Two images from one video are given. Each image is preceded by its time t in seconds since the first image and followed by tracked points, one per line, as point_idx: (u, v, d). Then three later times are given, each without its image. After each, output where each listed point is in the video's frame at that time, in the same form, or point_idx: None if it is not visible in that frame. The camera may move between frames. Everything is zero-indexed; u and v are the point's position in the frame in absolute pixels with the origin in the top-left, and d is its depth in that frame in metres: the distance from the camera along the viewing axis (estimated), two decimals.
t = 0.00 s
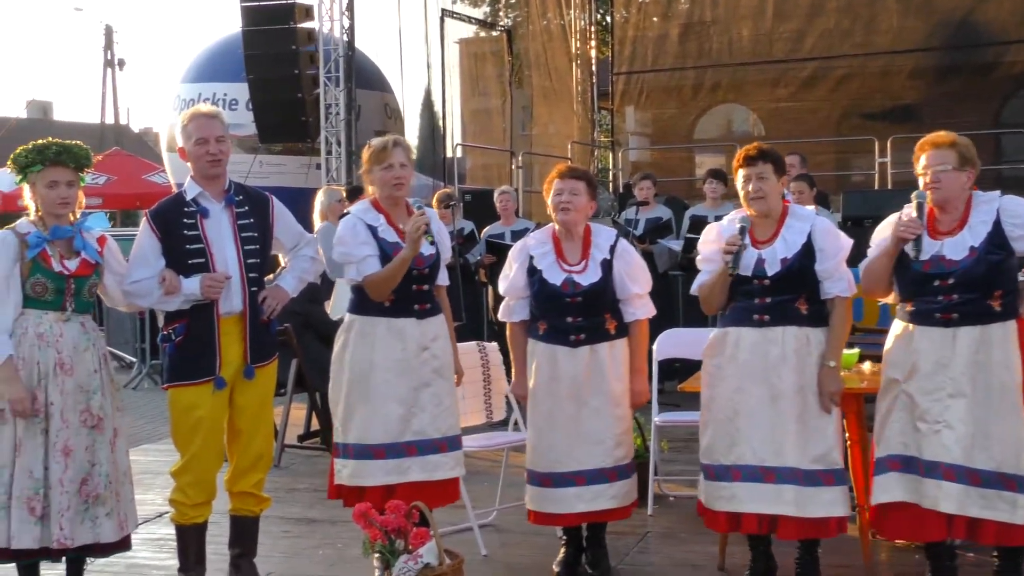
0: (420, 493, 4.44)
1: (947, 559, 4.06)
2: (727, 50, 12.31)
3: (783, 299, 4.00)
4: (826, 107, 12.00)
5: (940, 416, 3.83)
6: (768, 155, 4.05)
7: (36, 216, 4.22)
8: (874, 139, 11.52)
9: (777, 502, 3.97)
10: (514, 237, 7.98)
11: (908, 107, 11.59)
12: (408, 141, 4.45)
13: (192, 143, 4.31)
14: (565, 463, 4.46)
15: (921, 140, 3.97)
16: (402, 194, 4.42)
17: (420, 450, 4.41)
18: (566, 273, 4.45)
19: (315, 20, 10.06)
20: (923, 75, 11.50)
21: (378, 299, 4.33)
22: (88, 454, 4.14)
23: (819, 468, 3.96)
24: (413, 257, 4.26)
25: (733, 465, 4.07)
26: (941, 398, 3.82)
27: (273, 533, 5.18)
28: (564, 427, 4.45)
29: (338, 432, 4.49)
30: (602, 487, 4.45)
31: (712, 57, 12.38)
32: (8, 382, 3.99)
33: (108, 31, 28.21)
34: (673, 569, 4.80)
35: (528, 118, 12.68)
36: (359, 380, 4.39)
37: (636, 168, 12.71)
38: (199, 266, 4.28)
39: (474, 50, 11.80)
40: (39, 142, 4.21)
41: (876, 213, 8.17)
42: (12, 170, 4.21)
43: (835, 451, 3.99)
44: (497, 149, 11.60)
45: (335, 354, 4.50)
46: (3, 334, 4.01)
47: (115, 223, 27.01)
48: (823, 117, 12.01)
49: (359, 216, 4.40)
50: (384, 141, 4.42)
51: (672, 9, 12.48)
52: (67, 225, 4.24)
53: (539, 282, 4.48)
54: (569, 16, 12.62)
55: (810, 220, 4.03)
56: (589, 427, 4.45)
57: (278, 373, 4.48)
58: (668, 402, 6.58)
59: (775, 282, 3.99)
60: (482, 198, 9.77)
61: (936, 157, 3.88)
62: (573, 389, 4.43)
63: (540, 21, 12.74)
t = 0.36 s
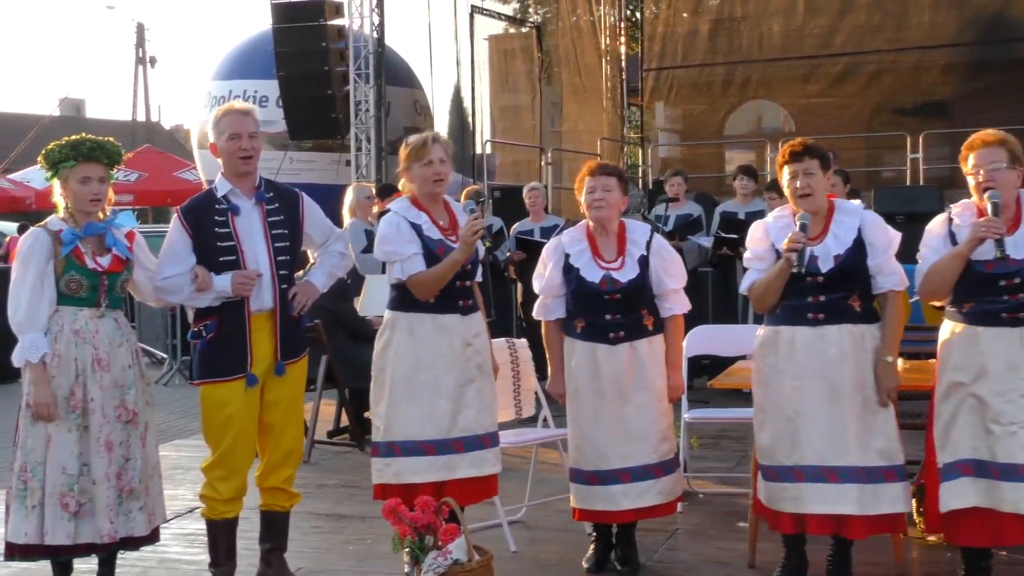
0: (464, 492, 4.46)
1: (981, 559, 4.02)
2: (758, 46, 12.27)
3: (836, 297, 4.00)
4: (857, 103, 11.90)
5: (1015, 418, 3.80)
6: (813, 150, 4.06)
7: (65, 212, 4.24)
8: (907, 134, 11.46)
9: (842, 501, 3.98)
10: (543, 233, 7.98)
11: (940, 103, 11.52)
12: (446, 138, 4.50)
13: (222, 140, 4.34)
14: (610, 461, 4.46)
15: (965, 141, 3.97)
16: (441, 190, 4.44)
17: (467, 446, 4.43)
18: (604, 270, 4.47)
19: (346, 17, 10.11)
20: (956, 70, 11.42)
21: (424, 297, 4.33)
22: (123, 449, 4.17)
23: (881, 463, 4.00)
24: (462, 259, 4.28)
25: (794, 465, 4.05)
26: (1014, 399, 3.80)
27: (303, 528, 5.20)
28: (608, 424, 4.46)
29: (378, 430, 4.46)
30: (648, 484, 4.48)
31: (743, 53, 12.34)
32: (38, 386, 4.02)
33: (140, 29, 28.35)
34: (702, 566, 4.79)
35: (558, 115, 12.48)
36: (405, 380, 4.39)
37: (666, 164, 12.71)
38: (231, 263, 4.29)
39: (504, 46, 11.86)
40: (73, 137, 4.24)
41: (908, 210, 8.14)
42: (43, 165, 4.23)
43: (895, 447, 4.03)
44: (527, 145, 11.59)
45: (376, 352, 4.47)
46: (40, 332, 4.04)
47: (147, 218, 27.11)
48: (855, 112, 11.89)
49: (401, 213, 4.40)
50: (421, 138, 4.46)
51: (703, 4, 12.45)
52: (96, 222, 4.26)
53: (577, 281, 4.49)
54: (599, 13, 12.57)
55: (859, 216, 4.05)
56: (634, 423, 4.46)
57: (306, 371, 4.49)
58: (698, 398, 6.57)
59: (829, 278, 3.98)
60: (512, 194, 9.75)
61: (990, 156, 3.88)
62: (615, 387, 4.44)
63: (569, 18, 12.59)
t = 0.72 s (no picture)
0: (497, 488, 4.45)
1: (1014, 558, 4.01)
2: (784, 42, 12.24)
3: (868, 298, 3.98)
4: (885, 99, 11.86)
5: None
6: (852, 146, 4.04)
7: (97, 210, 4.25)
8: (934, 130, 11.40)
9: (878, 504, 3.97)
10: (569, 230, 7.97)
11: (968, 99, 11.46)
12: (467, 134, 4.47)
13: (255, 137, 4.34)
14: (633, 458, 4.48)
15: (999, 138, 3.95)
16: (463, 185, 4.44)
17: (491, 444, 4.40)
18: (628, 268, 4.46)
19: (372, 14, 10.11)
20: (984, 66, 11.36)
21: (446, 296, 4.33)
22: (155, 444, 4.18)
23: (916, 466, 3.98)
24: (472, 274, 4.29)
25: (827, 466, 4.06)
26: None
27: (329, 523, 5.21)
28: (630, 423, 4.47)
29: (405, 427, 4.48)
30: (669, 482, 4.48)
31: (768, 49, 12.32)
32: (71, 380, 4.05)
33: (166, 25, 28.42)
34: (729, 563, 4.78)
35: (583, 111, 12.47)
36: (428, 378, 4.40)
37: (691, 161, 12.70)
38: (258, 261, 4.30)
39: (529, 43, 11.77)
40: (111, 134, 4.27)
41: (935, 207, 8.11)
42: (77, 161, 4.24)
43: (931, 448, 4.01)
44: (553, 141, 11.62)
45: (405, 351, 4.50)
46: (69, 329, 4.08)
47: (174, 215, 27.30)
48: (882, 108, 11.85)
49: (424, 212, 4.40)
50: (440, 137, 4.46)
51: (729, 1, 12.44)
52: (126, 219, 4.27)
53: (602, 278, 4.50)
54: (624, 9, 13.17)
55: (893, 214, 4.03)
56: (659, 422, 4.47)
57: (336, 365, 4.50)
58: (724, 396, 6.56)
59: (862, 278, 3.97)
60: (538, 191, 9.76)
61: None
62: (639, 384, 4.46)
63: (595, 14, 12.67)
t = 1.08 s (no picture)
0: (506, 483, 4.43)
1: None
2: (814, 37, 12.21)
3: (890, 294, 3.96)
4: (916, 93, 11.82)
5: None
6: (874, 141, 4.01)
7: (135, 207, 4.29)
8: (965, 126, 11.32)
9: (892, 500, 3.94)
10: (597, 226, 7.94)
11: (999, 94, 11.37)
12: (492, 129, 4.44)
13: (278, 134, 4.34)
14: (646, 456, 4.51)
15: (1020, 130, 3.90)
16: (486, 181, 4.41)
17: (496, 441, 4.40)
18: (647, 265, 4.47)
19: (400, 11, 10.14)
20: (1015, 60, 11.27)
21: (459, 288, 4.35)
22: (184, 439, 4.21)
23: (933, 462, 3.96)
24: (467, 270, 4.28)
25: (843, 462, 4.04)
26: None
27: (359, 519, 5.23)
28: (645, 419, 4.50)
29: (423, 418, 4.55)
30: (680, 481, 4.47)
31: (796, 45, 12.31)
32: (100, 376, 4.11)
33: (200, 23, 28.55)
34: (759, 561, 4.76)
35: (612, 107, 12.45)
36: (443, 372, 4.43)
37: (720, 157, 12.68)
38: (284, 258, 4.31)
39: (557, 39, 11.83)
40: (152, 132, 4.31)
41: (966, 202, 8.06)
42: (117, 158, 4.28)
43: (950, 444, 3.99)
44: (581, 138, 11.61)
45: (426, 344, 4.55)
46: (104, 324, 4.14)
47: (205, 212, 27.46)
48: (913, 103, 11.82)
49: (443, 207, 4.46)
50: (466, 130, 4.44)
51: None
52: (163, 216, 4.30)
53: (622, 274, 4.52)
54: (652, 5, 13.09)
55: (915, 209, 3.99)
56: (673, 420, 4.48)
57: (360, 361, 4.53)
58: (754, 392, 6.53)
59: (882, 274, 3.95)
60: (566, 187, 9.76)
61: None
62: (653, 381, 4.47)
63: (623, 10, 12.68)
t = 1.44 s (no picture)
0: (544, 479, 4.45)
1: None
2: (856, 33, 12.13)
3: (912, 292, 3.93)
4: (960, 89, 11.71)
5: None
6: (904, 140, 3.97)
7: (183, 205, 4.34)
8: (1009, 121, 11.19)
9: (913, 498, 3.91)
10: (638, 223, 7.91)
11: None
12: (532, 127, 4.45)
13: (325, 136, 4.32)
14: (671, 454, 4.51)
15: None
16: (524, 180, 4.41)
17: (528, 436, 4.41)
18: (677, 263, 4.47)
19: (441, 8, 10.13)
20: None
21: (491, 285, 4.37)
22: (226, 435, 4.24)
23: (957, 461, 3.90)
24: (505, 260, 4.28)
25: (865, 459, 4.02)
26: None
27: (401, 515, 5.24)
28: (673, 417, 4.51)
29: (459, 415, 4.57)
30: (704, 480, 4.46)
31: (838, 41, 12.24)
32: (146, 371, 4.16)
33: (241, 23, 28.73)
34: (802, 559, 4.73)
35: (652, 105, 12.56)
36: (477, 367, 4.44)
37: (761, 153, 12.61)
38: (319, 257, 4.30)
39: (597, 36, 11.84)
40: (199, 131, 4.35)
41: (1011, 198, 7.97)
42: (165, 157, 4.33)
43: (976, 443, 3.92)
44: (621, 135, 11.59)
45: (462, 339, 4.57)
46: (152, 321, 4.19)
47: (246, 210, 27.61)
48: (957, 99, 11.71)
49: (478, 203, 4.47)
50: (506, 126, 4.44)
51: None
52: (210, 213, 4.34)
53: (653, 271, 4.54)
54: None
55: (941, 207, 3.95)
56: (700, 420, 4.47)
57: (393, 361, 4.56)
58: (796, 390, 6.49)
59: (903, 272, 3.92)
60: (606, 184, 9.73)
61: None
62: (681, 379, 4.48)
63: (664, 6, 12.51)
